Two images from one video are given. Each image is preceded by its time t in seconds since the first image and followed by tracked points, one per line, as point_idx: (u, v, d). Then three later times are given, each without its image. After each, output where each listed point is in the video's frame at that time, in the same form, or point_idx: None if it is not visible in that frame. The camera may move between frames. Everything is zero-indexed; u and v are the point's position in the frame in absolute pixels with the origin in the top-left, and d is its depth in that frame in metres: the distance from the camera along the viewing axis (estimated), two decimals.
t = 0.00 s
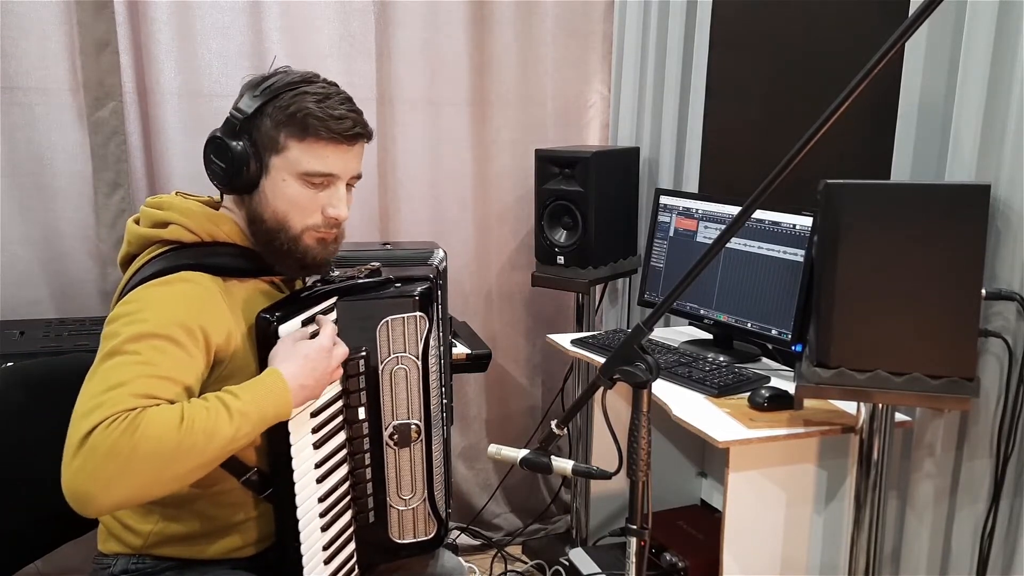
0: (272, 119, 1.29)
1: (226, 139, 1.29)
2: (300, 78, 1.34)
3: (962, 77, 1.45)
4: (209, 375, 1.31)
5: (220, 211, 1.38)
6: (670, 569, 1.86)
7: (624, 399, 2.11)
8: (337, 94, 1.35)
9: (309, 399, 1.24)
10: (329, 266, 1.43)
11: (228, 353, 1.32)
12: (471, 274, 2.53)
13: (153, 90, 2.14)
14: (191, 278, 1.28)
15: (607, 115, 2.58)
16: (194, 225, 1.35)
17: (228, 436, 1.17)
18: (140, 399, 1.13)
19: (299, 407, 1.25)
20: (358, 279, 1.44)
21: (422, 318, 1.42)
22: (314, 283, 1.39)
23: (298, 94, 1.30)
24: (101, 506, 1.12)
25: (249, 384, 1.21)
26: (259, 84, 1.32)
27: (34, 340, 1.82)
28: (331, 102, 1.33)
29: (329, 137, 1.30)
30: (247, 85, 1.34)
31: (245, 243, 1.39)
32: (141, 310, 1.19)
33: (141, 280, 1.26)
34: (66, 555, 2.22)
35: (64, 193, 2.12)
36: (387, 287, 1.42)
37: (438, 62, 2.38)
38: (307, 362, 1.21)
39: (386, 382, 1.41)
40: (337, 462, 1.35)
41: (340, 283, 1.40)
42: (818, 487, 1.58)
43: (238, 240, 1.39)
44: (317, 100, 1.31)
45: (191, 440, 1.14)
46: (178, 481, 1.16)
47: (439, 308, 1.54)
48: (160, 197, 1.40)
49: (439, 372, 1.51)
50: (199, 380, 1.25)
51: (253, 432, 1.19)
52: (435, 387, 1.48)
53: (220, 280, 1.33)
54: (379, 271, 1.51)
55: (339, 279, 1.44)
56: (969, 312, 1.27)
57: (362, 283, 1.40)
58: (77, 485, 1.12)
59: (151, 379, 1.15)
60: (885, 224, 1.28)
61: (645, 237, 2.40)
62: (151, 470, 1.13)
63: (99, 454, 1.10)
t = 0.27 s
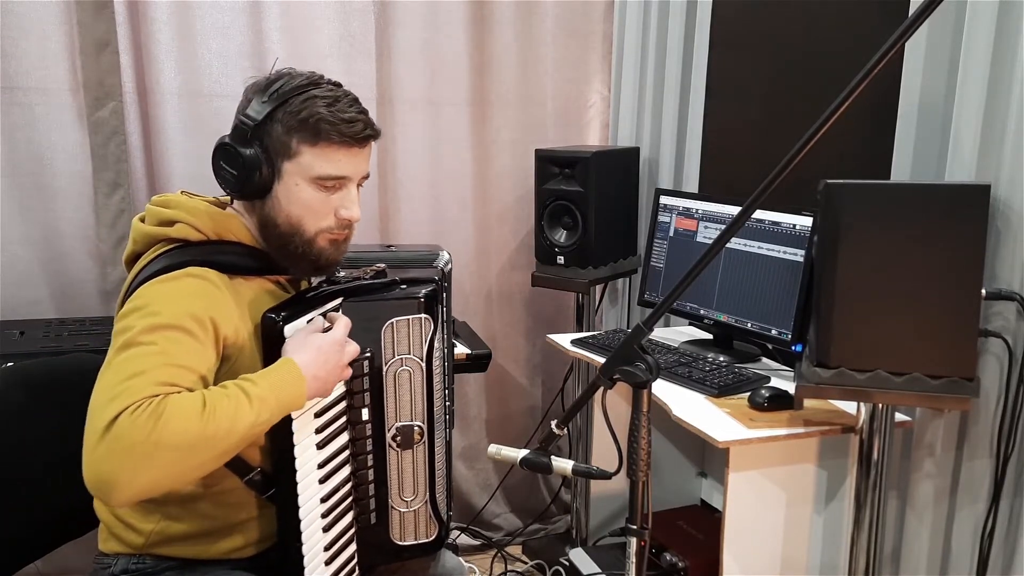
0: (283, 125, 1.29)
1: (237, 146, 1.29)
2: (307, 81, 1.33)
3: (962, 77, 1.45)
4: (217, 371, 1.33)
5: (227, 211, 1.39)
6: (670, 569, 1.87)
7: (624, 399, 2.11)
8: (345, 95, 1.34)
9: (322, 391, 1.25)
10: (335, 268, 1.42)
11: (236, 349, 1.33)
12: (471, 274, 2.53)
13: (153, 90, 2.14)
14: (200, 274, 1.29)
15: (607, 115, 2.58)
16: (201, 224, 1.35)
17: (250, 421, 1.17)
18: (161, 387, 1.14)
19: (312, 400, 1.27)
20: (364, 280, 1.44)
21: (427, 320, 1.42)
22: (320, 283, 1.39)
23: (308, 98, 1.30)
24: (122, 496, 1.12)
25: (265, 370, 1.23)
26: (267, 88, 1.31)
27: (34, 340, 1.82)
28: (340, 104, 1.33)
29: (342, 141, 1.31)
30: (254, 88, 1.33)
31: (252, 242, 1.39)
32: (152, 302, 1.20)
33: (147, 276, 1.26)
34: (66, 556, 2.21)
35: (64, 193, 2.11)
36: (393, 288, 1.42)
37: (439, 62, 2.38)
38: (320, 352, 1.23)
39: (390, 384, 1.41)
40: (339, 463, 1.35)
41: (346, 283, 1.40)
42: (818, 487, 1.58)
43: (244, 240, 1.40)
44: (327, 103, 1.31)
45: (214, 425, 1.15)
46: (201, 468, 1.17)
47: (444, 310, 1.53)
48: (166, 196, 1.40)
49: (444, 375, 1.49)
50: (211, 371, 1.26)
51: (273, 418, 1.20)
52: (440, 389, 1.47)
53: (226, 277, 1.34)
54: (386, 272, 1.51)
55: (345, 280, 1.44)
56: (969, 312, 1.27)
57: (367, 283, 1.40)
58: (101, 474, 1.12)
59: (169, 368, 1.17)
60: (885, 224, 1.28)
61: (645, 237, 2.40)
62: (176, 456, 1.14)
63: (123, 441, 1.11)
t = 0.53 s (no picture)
0: (285, 121, 1.29)
1: (239, 142, 1.29)
2: (312, 80, 1.34)
3: (962, 77, 1.45)
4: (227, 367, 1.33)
5: (235, 210, 1.39)
6: (670, 569, 1.87)
7: (624, 400, 2.11)
8: (349, 95, 1.35)
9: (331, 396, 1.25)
10: (341, 268, 1.42)
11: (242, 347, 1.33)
12: (471, 274, 2.53)
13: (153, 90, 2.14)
14: (208, 271, 1.29)
15: (608, 115, 2.58)
16: (209, 223, 1.35)
17: (263, 412, 1.18)
18: (173, 377, 1.16)
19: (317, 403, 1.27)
20: (370, 282, 1.43)
21: (433, 323, 1.41)
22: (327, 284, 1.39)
23: (311, 96, 1.30)
24: (136, 485, 1.13)
25: (277, 364, 1.23)
26: (272, 86, 1.33)
27: (34, 340, 1.82)
28: (343, 103, 1.33)
29: (342, 139, 1.30)
30: (260, 87, 1.34)
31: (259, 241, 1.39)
32: (163, 295, 1.22)
33: (155, 273, 1.27)
34: (66, 556, 2.22)
35: (64, 193, 2.12)
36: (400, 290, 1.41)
37: (439, 62, 2.38)
38: (329, 353, 1.24)
39: (395, 386, 1.40)
40: (343, 464, 1.36)
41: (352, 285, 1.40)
42: (818, 487, 1.58)
43: (252, 239, 1.40)
44: (330, 101, 1.31)
45: (228, 415, 1.16)
46: (215, 458, 1.17)
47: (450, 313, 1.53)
48: (175, 195, 1.40)
49: (448, 378, 1.49)
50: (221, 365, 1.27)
51: (285, 411, 1.20)
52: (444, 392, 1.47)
53: (234, 276, 1.34)
54: (391, 275, 1.50)
55: (351, 281, 1.43)
56: (969, 312, 1.27)
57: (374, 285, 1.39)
58: (115, 464, 1.13)
59: (182, 359, 1.18)
60: (885, 224, 1.28)
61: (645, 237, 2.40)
62: (190, 445, 1.14)
63: (138, 429, 1.11)
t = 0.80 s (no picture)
0: (288, 118, 1.30)
1: (243, 138, 1.30)
2: (318, 80, 1.34)
3: (962, 77, 1.45)
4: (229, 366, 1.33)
5: (241, 210, 1.39)
6: (670, 569, 1.87)
7: (624, 400, 2.11)
8: (354, 95, 1.35)
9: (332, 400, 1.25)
10: (346, 268, 1.41)
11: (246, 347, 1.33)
12: (471, 274, 2.53)
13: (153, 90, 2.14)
14: (214, 270, 1.29)
15: (608, 115, 2.58)
16: (215, 222, 1.35)
17: (263, 412, 1.18)
18: (174, 374, 1.16)
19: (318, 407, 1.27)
20: (377, 284, 1.42)
21: (438, 327, 1.40)
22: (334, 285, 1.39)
23: (315, 94, 1.31)
24: (135, 481, 1.13)
25: (280, 365, 1.23)
26: (279, 85, 1.34)
27: (34, 340, 1.82)
28: (347, 102, 1.33)
29: (343, 137, 1.30)
30: (269, 86, 1.36)
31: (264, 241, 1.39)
32: (168, 293, 1.22)
33: (160, 271, 1.27)
34: (66, 556, 2.21)
35: (64, 193, 2.11)
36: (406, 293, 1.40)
37: (439, 62, 2.38)
38: (333, 356, 1.24)
39: (399, 389, 1.40)
40: (346, 466, 1.36)
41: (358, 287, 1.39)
42: (818, 487, 1.58)
43: (258, 239, 1.40)
44: (333, 100, 1.32)
45: (227, 413, 1.16)
46: (214, 457, 1.17)
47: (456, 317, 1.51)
48: (182, 194, 1.40)
49: (454, 382, 1.48)
50: (224, 365, 1.27)
51: (285, 411, 1.20)
52: (449, 396, 1.46)
53: (239, 276, 1.34)
54: (399, 277, 1.49)
55: (357, 283, 1.43)
56: (969, 312, 1.27)
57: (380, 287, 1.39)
58: (114, 459, 1.13)
59: (183, 357, 1.18)
60: (885, 224, 1.28)
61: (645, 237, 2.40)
62: (189, 443, 1.14)
63: (137, 425, 1.12)
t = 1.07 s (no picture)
0: (301, 126, 1.29)
1: (255, 147, 1.30)
2: (326, 84, 1.34)
3: (962, 77, 1.45)
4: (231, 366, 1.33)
5: (247, 210, 1.39)
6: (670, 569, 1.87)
7: (624, 399, 2.11)
8: (363, 98, 1.34)
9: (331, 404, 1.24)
10: (353, 271, 1.41)
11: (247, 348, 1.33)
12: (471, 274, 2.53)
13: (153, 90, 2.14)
14: (217, 270, 1.29)
15: (608, 115, 2.58)
16: (220, 222, 1.35)
17: (258, 412, 1.18)
18: (171, 371, 1.16)
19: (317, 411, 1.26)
20: (382, 286, 1.42)
21: (442, 330, 1.40)
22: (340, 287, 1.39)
23: (326, 100, 1.30)
24: (128, 476, 1.13)
25: (278, 366, 1.23)
26: (287, 91, 1.33)
27: (34, 340, 1.82)
28: (357, 106, 1.33)
29: (358, 143, 1.30)
30: (275, 92, 1.34)
31: (269, 242, 1.39)
32: (170, 291, 1.22)
33: (164, 270, 1.27)
34: (66, 556, 2.21)
35: (64, 193, 2.11)
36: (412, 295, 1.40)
37: (439, 62, 2.38)
38: (333, 359, 1.23)
39: (402, 392, 1.40)
40: (348, 468, 1.36)
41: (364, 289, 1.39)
42: (818, 487, 1.58)
43: (262, 239, 1.40)
44: (344, 105, 1.31)
45: (222, 412, 1.16)
46: (208, 455, 1.17)
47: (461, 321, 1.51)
48: (188, 194, 1.40)
49: (458, 386, 1.48)
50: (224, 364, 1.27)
51: (282, 412, 1.20)
52: (453, 400, 1.46)
53: (243, 276, 1.34)
54: (404, 280, 1.49)
55: (363, 285, 1.42)
56: (969, 312, 1.27)
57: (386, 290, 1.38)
58: (108, 454, 1.13)
59: (181, 355, 1.18)
60: (885, 224, 1.28)
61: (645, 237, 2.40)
62: (183, 441, 1.15)
63: (131, 421, 1.12)
